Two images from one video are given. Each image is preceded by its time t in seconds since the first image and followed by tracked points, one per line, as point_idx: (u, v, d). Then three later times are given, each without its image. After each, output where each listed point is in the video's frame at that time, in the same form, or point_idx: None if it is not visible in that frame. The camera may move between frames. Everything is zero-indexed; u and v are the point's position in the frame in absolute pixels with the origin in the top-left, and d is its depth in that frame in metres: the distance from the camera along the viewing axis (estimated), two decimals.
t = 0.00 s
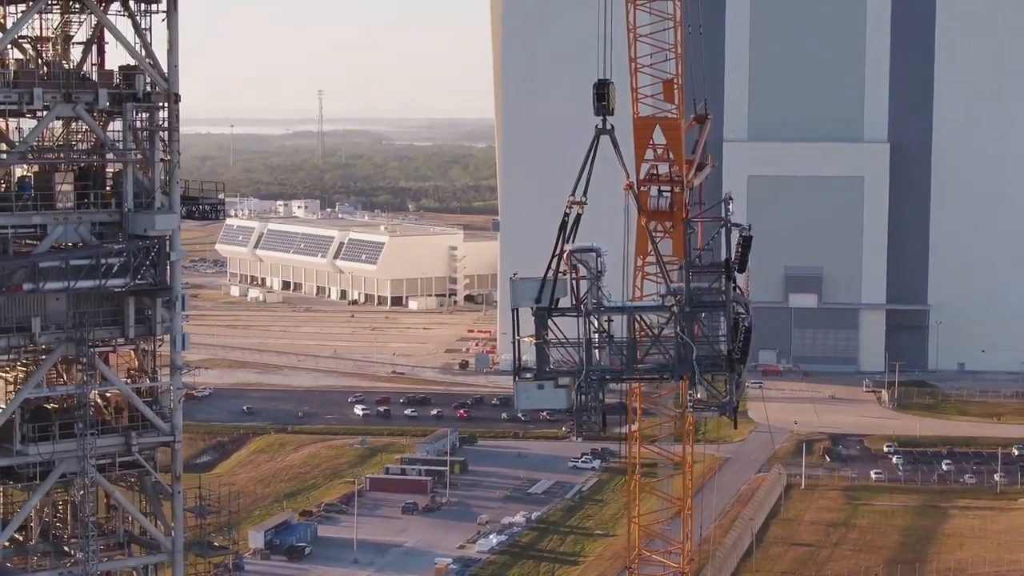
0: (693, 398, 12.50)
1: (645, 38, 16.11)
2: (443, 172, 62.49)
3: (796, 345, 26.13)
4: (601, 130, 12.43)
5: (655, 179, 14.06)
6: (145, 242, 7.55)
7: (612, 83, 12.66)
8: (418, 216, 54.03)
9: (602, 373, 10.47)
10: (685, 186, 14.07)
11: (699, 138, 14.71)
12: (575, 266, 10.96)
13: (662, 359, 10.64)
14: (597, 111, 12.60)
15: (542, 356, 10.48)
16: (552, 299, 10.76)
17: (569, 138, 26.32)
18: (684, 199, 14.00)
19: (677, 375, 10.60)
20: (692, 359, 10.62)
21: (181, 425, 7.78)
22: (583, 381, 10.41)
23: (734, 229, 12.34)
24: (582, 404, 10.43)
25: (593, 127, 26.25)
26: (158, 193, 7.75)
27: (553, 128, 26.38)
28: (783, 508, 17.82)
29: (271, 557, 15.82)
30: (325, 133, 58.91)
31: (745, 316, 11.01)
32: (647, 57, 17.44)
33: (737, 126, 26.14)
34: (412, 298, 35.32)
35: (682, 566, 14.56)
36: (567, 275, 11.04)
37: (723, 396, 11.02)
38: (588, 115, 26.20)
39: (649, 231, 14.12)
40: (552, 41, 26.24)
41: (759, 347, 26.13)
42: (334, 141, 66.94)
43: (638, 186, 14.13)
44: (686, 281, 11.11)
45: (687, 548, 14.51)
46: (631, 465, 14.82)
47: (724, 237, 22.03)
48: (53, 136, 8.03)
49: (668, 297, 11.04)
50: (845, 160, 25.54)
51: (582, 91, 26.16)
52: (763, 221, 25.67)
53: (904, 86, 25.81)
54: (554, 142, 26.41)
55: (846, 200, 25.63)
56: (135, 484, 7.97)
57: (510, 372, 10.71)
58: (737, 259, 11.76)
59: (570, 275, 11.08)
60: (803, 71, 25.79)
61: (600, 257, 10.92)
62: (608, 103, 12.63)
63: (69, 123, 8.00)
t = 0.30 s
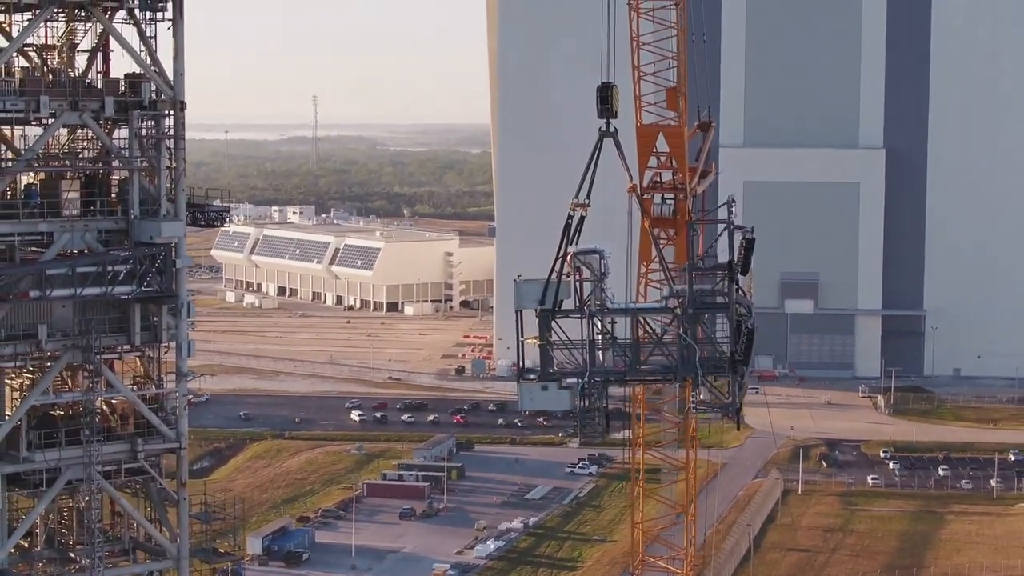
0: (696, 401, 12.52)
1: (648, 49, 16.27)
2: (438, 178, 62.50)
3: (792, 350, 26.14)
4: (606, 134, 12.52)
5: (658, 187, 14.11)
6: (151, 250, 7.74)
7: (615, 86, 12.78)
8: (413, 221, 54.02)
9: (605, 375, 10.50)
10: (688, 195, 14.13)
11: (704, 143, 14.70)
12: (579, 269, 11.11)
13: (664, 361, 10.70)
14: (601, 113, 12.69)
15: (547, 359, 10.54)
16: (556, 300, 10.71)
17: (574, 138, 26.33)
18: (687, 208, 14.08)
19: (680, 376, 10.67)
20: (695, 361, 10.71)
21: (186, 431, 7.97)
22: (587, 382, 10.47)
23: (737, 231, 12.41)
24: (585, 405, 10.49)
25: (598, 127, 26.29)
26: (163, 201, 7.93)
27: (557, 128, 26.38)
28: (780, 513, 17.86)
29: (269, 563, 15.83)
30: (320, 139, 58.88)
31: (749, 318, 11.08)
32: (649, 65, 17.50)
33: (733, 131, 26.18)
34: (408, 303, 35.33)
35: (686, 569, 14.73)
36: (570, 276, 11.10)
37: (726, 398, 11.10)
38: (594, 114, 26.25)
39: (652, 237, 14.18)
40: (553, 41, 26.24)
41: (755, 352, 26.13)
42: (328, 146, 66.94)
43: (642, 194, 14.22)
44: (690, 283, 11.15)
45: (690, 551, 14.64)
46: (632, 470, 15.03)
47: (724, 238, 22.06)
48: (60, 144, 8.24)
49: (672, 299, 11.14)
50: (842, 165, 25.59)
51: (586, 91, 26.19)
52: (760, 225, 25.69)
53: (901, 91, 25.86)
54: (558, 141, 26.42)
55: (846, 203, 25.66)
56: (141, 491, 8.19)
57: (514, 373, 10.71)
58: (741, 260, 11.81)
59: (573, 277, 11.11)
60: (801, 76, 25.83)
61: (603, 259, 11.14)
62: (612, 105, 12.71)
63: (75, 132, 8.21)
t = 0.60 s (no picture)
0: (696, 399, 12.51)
1: (651, 51, 16.31)
2: (432, 181, 62.50)
3: (788, 353, 26.18)
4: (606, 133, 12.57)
5: (661, 190, 14.20)
6: (156, 253, 7.82)
7: (617, 85, 12.81)
8: (408, 224, 54.02)
9: (607, 373, 10.53)
10: (691, 198, 14.16)
11: (708, 148, 14.72)
12: (582, 266, 11.21)
13: (667, 358, 10.74)
14: (603, 112, 12.74)
15: (548, 356, 10.61)
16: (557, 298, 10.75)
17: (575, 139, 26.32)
18: (689, 211, 14.09)
19: (681, 373, 10.70)
20: (696, 359, 10.75)
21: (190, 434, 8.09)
22: (589, 380, 10.52)
23: (738, 230, 12.41)
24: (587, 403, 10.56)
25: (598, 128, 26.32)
26: (168, 204, 7.99)
27: (557, 129, 26.39)
28: (776, 515, 17.90)
29: (267, 565, 15.84)
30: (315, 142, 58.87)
31: (749, 316, 11.12)
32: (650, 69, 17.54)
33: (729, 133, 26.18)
34: (403, 305, 35.32)
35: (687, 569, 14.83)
36: (572, 274, 11.18)
37: (727, 395, 11.12)
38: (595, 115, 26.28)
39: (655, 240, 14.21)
40: (553, 44, 26.31)
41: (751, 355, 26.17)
42: (322, 148, 66.92)
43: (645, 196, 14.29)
44: (691, 281, 11.29)
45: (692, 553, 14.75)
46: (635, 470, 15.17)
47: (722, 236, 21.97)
48: (64, 146, 8.33)
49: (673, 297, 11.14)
50: (838, 167, 25.61)
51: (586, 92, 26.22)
52: (756, 226, 25.71)
53: (896, 93, 25.91)
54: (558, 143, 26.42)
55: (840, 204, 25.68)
56: (145, 494, 8.29)
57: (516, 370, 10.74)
58: (743, 258, 11.85)
59: (575, 274, 11.15)
60: (797, 77, 25.88)
61: (605, 257, 11.26)
62: (614, 104, 12.76)
63: (78, 135, 8.30)
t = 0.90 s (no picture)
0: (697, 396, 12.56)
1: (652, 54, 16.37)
2: (427, 183, 62.61)
3: (784, 356, 26.20)
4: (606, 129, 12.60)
5: (662, 193, 14.25)
6: (160, 255, 7.86)
7: (617, 82, 12.85)
8: (403, 226, 54.05)
9: (608, 369, 10.60)
10: (693, 201, 14.24)
11: (708, 151, 14.81)
12: (582, 263, 11.20)
13: (667, 355, 10.83)
14: (603, 109, 12.78)
15: (549, 354, 10.61)
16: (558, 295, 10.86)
17: (574, 141, 26.32)
18: (690, 213, 14.16)
19: (681, 370, 10.77)
20: (696, 355, 10.81)
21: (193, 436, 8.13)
22: (589, 376, 10.57)
23: (737, 226, 12.41)
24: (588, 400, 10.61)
25: (597, 129, 26.30)
26: (171, 207, 8.07)
27: (555, 130, 26.42)
28: (774, 517, 17.92)
29: (264, 568, 15.84)
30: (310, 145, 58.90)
31: (750, 312, 11.17)
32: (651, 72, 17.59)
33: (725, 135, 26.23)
34: (399, 308, 35.32)
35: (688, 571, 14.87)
36: (572, 272, 11.24)
37: (727, 391, 11.16)
38: (594, 117, 26.27)
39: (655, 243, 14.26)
40: (550, 46, 26.27)
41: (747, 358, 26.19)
42: (317, 151, 66.97)
43: (646, 199, 14.35)
44: (692, 278, 11.16)
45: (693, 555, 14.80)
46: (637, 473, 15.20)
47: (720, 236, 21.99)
48: (67, 150, 8.39)
49: (674, 293, 11.17)
50: (833, 171, 25.67)
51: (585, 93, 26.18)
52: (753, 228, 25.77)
53: (892, 97, 25.95)
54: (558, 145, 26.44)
55: (835, 208, 25.74)
56: (147, 496, 8.33)
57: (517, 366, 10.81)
58: (743, 253, 11.90)
59: (575, 271, 11.21)
60: (792, 81, 25.95)
61: (605, 254, 11.20)
62: (614, 102, 12.81)
63: (81, 138, 8.37)
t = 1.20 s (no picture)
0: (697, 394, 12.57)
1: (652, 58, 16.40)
2: (422, 186, 62.73)
3: (780, 359, 26.22)
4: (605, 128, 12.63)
5: (662, 197, 14.25)
6: (162, 259, 7.90)
7: (616, 81, 12.87)
8: (398, 229, 54.09)
9: (607, 367, 10.60)
10: (693, 205, 14.24)
11: (709, 155, 14.82)
12: (582, 261, 11.22)
13: (667, 353, 10.82)
14: (603, 108, 12.81)
15: (549, 351, 10.60)
16: (557, 293, 10.90)
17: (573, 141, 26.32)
18: (690, 216, 14.16)
19: (681, 368, 10.75)
20: (696, 353, 10.79)
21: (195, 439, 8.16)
22: (589, 374, 10.58)
23: (736, 224, 12.43)
24: (587, 397, 10.62)
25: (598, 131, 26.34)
26: (174, 211, 8.11)
27: (552, 130, 26.43)
28: (770, 520, 17.94)
29: (261, 571, 15.84)
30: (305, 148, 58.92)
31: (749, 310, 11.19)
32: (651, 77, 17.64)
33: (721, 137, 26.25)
34: (394, 311, 35.32)
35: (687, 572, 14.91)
36: (572, 270, 11.26)
37: (727, 389, 11.16)
38: (594, 119, 26.31)
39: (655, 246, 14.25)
40: (548, 47, 26.28)
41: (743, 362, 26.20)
42: (312, 154, 67.00)
43: (646, 203, 14.35)
44: (691, 275, 11.24)
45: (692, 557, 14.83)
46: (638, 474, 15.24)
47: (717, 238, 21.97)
48: (68, 154, 8.42)
49: (673, 292, 11.20)
50: (830, 173, 25.71)
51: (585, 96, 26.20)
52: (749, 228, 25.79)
53: (888, 99, 25.99)
54: (558, 147, 26.46)
55: (829, 210, 25.81)
56: (149, 499, 8.36)
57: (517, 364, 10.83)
58: (742, 252, 11.94)
59: (575, 269, 11.24)
60: (788, 84, 26.01)
61: (605, 252, 11.19)
62: (613, 101, 12.84)
63: (83, 142, 8.40)
